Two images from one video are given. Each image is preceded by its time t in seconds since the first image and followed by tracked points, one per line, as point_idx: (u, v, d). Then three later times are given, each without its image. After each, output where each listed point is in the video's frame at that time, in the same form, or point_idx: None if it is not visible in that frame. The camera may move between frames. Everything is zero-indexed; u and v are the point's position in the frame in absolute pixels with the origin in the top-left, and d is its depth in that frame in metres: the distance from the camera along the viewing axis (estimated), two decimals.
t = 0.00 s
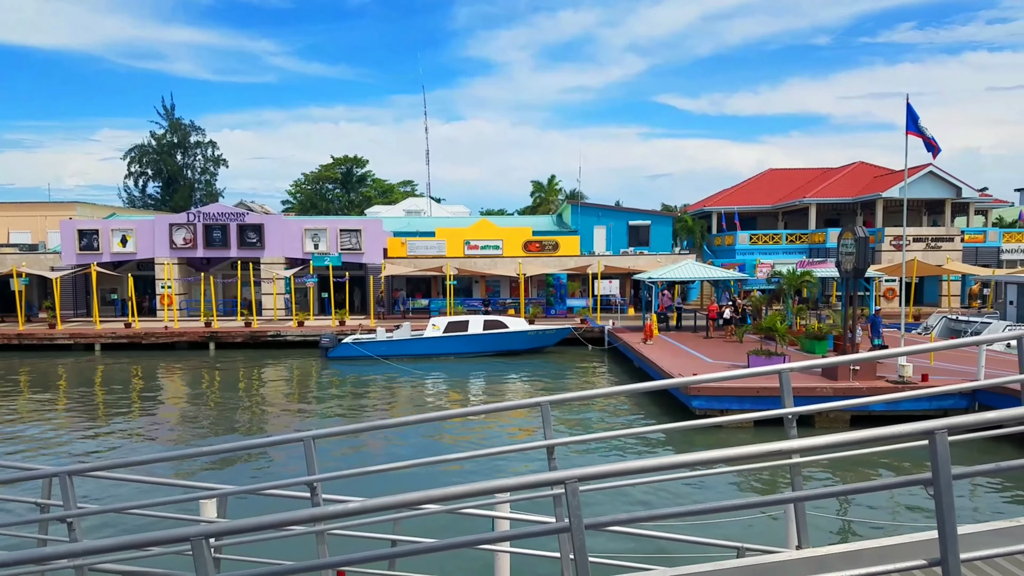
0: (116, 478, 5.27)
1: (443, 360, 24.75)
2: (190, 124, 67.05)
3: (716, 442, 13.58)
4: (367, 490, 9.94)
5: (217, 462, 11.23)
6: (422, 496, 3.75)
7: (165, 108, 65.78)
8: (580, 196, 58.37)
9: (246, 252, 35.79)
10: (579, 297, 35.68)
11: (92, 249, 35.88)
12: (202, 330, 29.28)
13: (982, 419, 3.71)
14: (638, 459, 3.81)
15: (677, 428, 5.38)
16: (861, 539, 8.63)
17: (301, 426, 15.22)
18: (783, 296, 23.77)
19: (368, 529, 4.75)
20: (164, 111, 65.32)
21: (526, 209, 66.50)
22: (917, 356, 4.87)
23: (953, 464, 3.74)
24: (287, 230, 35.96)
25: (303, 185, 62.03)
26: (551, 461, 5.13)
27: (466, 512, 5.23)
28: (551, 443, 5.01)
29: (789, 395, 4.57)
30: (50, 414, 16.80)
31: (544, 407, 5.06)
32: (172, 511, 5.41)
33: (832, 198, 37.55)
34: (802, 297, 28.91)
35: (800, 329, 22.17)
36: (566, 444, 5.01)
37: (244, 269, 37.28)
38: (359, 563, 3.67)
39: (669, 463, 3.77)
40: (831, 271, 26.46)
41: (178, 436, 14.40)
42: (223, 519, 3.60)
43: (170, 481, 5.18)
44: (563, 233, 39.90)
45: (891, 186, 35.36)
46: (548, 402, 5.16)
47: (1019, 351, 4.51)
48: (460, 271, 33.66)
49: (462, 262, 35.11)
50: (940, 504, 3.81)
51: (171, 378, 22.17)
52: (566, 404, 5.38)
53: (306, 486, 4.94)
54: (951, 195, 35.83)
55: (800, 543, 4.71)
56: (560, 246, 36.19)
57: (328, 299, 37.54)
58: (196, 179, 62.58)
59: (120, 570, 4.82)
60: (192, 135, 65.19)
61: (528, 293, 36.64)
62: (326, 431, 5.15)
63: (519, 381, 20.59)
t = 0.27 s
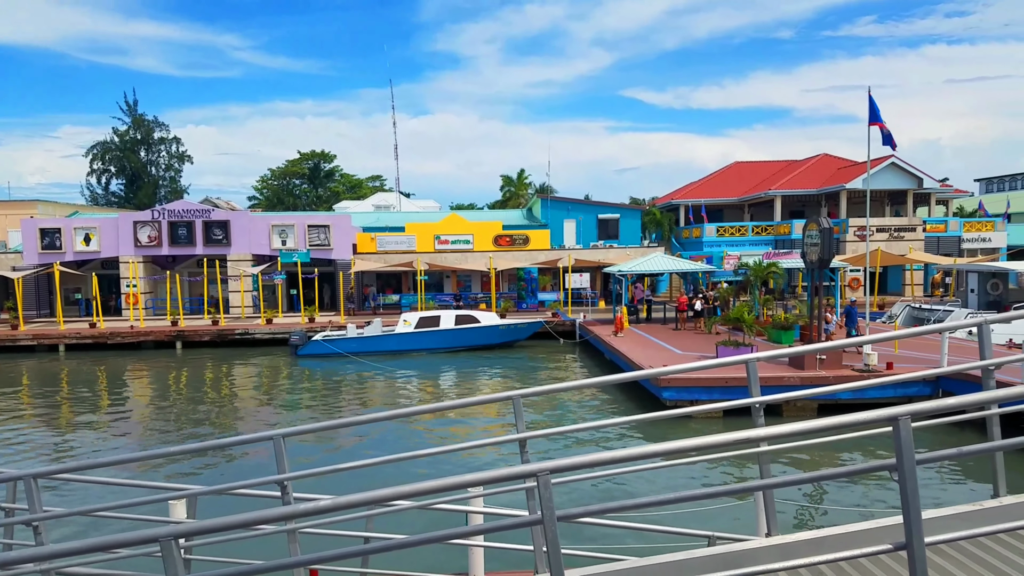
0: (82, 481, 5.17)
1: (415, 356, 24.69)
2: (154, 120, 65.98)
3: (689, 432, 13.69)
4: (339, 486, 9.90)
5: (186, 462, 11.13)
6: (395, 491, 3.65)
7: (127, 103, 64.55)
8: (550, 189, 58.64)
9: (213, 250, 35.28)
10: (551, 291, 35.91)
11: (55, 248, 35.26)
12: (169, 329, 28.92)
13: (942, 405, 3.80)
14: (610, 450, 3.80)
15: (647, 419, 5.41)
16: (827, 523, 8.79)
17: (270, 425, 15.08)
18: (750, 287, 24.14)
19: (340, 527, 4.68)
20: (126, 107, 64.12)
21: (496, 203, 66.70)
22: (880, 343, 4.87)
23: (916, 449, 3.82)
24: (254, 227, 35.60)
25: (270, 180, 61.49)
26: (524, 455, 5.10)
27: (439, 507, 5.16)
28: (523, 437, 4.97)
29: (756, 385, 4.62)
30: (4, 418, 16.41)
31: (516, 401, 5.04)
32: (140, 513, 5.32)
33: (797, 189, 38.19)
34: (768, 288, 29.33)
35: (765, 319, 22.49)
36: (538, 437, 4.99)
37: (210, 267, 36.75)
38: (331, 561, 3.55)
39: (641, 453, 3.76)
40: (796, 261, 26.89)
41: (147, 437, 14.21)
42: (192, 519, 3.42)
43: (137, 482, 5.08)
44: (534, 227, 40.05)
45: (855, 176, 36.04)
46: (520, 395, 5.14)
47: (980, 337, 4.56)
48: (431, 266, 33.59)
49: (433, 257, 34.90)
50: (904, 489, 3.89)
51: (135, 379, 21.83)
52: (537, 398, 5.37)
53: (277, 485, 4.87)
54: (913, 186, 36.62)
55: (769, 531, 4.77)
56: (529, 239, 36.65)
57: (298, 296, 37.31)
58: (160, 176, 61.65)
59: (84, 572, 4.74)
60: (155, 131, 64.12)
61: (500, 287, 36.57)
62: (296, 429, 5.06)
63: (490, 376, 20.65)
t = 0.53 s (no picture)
0: (60, 476, 5.11)
1: (398, 352, 24.65)
2: (135, 111, 65.24)
3: (671, 429, 13.78)
4: (321, 482, 9.89)
5: (167, 457, 11.11)
6: (377, 486, 3.61)
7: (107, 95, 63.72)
8: (534, 186, 58.68)
9: (194, 243, 35.12)
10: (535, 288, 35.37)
11: (33, 241, 34.96)
12: (149, 324, 28.66)
13: (918, 402, 3.85)
14: (591, 446, 3.78)
15: (629, 416, 5.44)
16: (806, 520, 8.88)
17: (249, 421, 15.00)
18: (732, 286, 24.34)
19: (320, 523, 4.65)
20: (107, 98, 63.29)
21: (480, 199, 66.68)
22: (858, 341, 4.90)
23: (893, 446, 3.86)
24: (236, 221, 35.49)
25: (252, 174, 61.02)
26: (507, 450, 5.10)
27: (420, 503, 5.15)
28: (506, 433, 4.96)
29: (736, 382, 4.67)
30: None
31: (499, 397, 5.04)
32: (119, 508, 5.27)
33: (779, 188, 38.50)
34: (750, 286, 29.53)
35: (747, 317, 22.67)
36: (520, 433, 4.98)
37: (190, 260, 36.42)
38: (311, 557, 3.51)
39: (623, 449, 3.74)
40: (777, 260, 27.06)
41: (129, 432, 14.16)
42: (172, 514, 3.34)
43: (116, 477, 5.05)
44: (518, 224, 40.05)
45: (836, 176, 36.33)
46: (502, 391, 5.13)
47: (956, 336, 4.61)
48: (414, 262, 33.51)
49: (417, 253, 34.74)
50: (880, 485, 3.93)
51: (114, 374, 21.65)
52: (520, 394, 5.37)
53: (257, 481, 4.84)
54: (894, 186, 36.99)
55: (748, 525, 4.80)
56: (514, 237, 36.39)
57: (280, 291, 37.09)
58: (141, 168, 61.02)
59: (62, 570, 4.67)
60: (136, 123, 63.42)
61: (483, 284, 36.75)
62: (277, 424, 5.03)
63: (473, 373, 20.67)
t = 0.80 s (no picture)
0: (40, 485, 5.05)
1: (383, 356, 24.59)
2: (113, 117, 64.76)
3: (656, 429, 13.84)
4: (305, 488, 9.85)
5: (150, 465, 11.05)
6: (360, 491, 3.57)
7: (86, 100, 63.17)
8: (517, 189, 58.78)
9: (175, 249, 34.63)
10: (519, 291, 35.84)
11: (12, 248, 34.65)
12: (131, 331, 28.44)
13: (898, 399, 3.88)
14: (575, 447, 3.78)
15: (613, 416, 5.45)
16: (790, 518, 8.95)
17: (231, 428, 14.91)
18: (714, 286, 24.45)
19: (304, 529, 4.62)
20: (85, 104, 62.74)
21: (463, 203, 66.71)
22: (838, 340, 4.92)
23: (872, 444, 3.89)
24: (217, 226, 34.98)
25: (233, 179, 60.66)
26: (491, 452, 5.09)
27: (405, 507, 5.13)
28: (489, 436, 4.95)
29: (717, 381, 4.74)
30: None
31: (482, 399, 5.04)
32: (101, 517, 5.21)
33: (760, 189, 38.82)
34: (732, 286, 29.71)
35: (729, 317, 22.80)
36: (504, 435, 4.97)
37: (171, 266, 36.02)
38: (296, 563, 3.46)
39: (606, 449, 3.74)
40: (759, 261, 27.25)
41: (110, 440, 14.03)
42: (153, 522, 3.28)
43: (96, 485, 4.99)
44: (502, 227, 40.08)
45: (816, 176, 36.64)
46: (485, 393, 5.13)
47: (933, 333, 4.65)
48: (397, 265, 33.45)
49: (400, 256, 34.63)
50: (860, 482, 3.96)
51: (94, 382, 21.45)
52: (503, 396, 5.37)
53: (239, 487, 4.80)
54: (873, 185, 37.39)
55: (731, 525, 4.82)
56: (497, 239, 36.67)
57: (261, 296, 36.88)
58: (120, 174, 60.56)
59: None
60: (115, 128, 62.90)
61: (468, 286, 36.76)
62: (260, 430, 5.00)
63: (458, 376, 20.66)
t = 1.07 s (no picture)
0: (16, 478, 4.97)
1: (367, 351, 24.55)
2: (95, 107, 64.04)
3: (639, 425, 13.92)
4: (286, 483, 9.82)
5: (130, 459, 11.01)
6: (342, 488, 3.51)
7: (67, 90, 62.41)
8: (503, 184, 58.77)
9: (156, 241, 34.41)
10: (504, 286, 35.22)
11: None
12: (111, 323, 28.15)
13: (876, 396, 3.92)
14: (556, 443, 3.77)
15: (597, 413, 5.46)
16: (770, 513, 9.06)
17: (213, 423, 14.84)
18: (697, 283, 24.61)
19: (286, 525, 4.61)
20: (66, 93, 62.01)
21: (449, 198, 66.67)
22: (819, 338, 4.95)
23: (849, 440, 3.93)
24: (199, 219, 34.82)
25: (216, 172, 60.19)
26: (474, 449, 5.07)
27: (388, 503, 5.11)
28: (473, 431, 4.95)
29: (700, 376, 4.83)
30: None
31: (466, 395, 5.04)
32: (78, 512, 5.15)
33: (743, 188, 39.10)
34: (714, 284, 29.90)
35: (713, 314, 22.99)
36: (488, 430, 4.96)
37: (152, 259, 36.06)
38: (277, 558, 3.40)
39: (588, 445, 3.73)
40: (742, 259, 27.43)
41: (89, 433, 13.93)
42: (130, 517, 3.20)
43: (74, 480, 4.93)
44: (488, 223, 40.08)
45: (799, 175, 36.93)
46: (468, 390, 5.11)
47: (912, 332, 4.71)
48: (382, 260, 33.35)
49: (385, 251, 34.46)
50: (839, 479, 3.99)
51: (73, 375, 21.25)
52: (486, 391, 5.37)
53: (220, 482, 4.76)
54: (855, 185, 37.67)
55: (712, 520, 4.87)
56: (483, 235, 36.19)
57: (245, 290, 36.77)
58: (101, 165, 59.98)
59: None
60: (96, 119, 62.21)
61: (453, 282, 36.88)
62: (241, 424, 4.96)
63: (441, 371, 20.67)
